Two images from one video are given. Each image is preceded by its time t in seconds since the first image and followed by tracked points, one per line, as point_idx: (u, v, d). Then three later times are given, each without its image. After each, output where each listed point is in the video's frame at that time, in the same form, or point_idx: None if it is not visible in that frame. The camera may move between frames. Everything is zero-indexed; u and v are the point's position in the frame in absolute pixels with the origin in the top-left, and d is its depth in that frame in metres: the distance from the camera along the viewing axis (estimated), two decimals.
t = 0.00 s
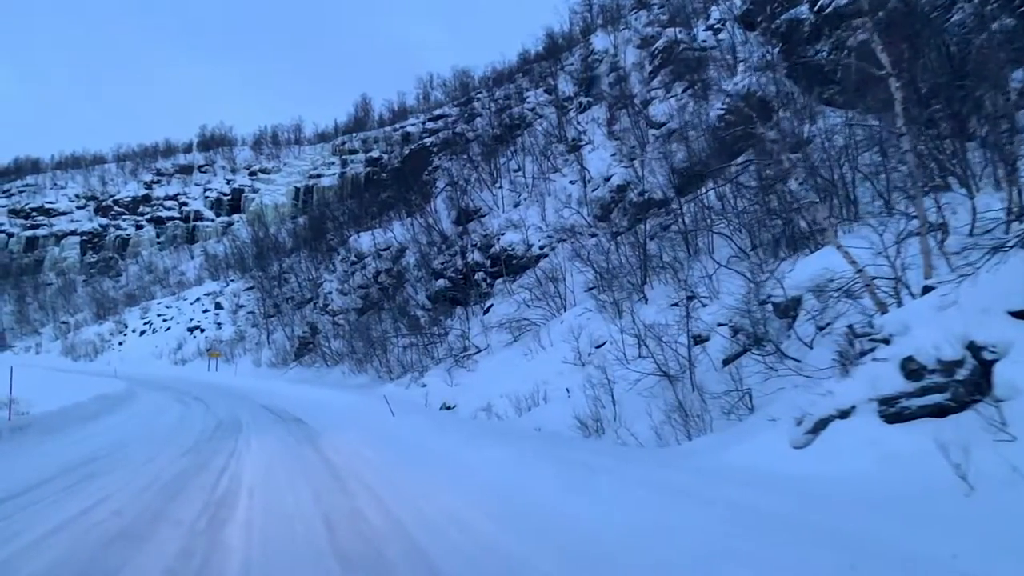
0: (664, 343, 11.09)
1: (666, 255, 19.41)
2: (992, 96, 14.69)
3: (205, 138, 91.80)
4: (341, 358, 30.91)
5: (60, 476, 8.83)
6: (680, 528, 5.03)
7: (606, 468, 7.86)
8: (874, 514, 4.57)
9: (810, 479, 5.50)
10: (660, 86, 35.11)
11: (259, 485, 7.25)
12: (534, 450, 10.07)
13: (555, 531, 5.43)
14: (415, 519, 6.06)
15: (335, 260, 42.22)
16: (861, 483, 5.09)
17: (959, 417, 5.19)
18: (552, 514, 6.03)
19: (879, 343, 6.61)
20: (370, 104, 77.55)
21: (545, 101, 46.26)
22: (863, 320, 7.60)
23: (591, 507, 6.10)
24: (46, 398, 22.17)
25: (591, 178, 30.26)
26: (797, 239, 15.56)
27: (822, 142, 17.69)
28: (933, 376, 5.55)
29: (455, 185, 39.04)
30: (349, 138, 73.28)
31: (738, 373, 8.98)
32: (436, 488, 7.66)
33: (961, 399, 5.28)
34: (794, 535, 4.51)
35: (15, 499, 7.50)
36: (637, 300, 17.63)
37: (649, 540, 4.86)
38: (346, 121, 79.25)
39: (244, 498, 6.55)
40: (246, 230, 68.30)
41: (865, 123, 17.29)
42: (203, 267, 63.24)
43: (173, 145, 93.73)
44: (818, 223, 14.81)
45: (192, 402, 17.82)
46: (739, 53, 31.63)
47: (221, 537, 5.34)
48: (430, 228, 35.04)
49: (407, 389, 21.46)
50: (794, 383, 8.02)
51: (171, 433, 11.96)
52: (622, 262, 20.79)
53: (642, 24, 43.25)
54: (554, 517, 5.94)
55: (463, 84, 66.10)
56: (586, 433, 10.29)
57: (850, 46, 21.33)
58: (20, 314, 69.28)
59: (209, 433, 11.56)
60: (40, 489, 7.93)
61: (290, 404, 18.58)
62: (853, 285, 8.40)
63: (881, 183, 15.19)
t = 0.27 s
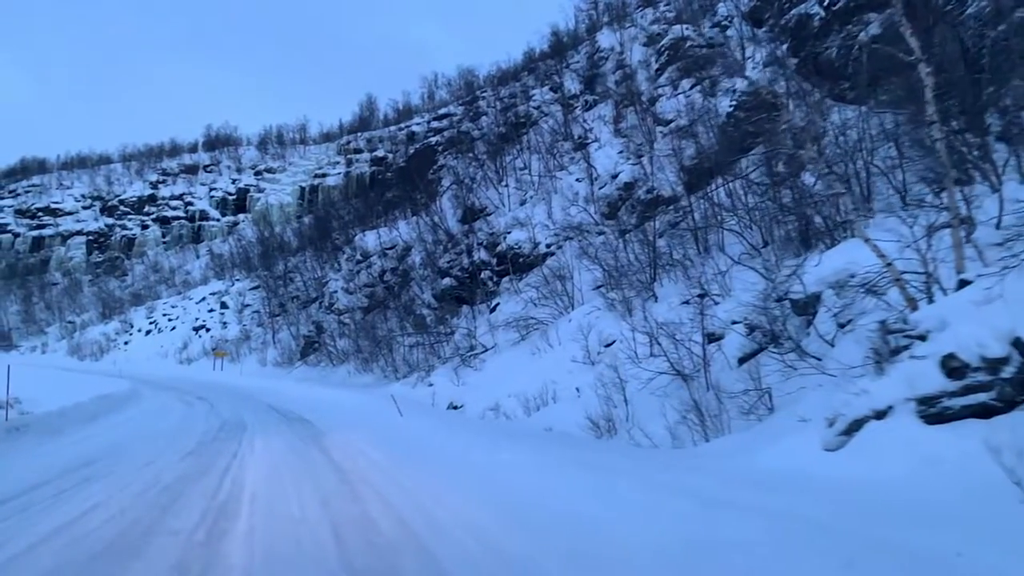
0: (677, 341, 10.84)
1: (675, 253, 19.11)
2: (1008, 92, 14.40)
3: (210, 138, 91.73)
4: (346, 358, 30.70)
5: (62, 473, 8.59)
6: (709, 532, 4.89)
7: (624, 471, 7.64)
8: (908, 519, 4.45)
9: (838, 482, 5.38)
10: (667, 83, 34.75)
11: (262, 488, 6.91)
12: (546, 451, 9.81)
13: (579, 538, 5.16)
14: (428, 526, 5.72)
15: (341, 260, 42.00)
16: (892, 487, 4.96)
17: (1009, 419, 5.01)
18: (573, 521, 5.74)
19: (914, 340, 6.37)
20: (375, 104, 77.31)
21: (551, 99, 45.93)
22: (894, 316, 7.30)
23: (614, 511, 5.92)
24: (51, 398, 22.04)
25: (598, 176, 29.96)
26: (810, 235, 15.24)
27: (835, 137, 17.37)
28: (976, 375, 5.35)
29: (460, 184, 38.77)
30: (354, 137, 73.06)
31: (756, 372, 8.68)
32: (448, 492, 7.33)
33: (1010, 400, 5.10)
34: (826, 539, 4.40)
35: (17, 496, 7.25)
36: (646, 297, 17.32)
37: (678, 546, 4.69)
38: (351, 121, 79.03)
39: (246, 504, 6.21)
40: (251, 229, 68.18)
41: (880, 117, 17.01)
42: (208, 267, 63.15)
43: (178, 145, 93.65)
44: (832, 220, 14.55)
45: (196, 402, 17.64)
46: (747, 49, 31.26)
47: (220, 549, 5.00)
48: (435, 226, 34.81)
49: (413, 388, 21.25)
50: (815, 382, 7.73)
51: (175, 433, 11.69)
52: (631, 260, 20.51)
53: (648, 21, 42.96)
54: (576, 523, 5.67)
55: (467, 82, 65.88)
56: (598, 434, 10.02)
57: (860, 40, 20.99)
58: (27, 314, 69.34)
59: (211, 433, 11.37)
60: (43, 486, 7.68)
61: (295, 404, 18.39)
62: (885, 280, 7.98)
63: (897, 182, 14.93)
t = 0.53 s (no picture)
0: (693, 339, 10.58)
1: (688, 250, 18.83)
2: None
3: (217, 136, 91.68)
4: (354, 356, 30.53)
5: (63, 473, 8.38)
6: (737, 538, 4.69)
7: (643, 473, 7.40)
8: (946, 525, 4.26)
9: (869, 486, 5.18)
10: (676, 80, 34.43)
11: (264, 495, 6.64)
12: (560, 452, 9.55)
13: (599, 547, 4.91)
14: (437, 535, 5.45)
15: (348, 258, 41.81)
16: (927, 491, 4.77)
17: None
18: (593, 528, 5.48)
19: (955, 338, 6.11)
20: (382, 102, 77.13)
21: (559, 96, 45.62)
22: (926, 311, 7.04)
23: (635, 515, 5.71)
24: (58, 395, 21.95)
25: (607, 173, 29.68)
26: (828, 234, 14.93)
27: (850, 132, 17.04)
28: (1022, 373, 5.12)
29: (468, 181, 38.53)
30: (361, 136, 72.89)
31: (778, 370, 8.41)
32: (459, 497, 7.05)
33: None
34: (861, 545, 4.21)
35: (16, 497, 7.03)
36: (657, 296, 17.03)
37: (706, 553, 4.48)
38: (358, 119, 78.86)
39: (246, 513, 5.93)
40: (258, 228, 68.10)
41: (898, 111, 16.67)
42: (215, 265, 63.12)
43: (185, 144, 93.65)
44: (848, 217, 14.27)
45: (201, 399, 17.46)
46: (758, 44, 30.91)
47: (215, 563, 4.72)
48: (443, 223, 34.58)
49: (421, 386, 21.04)
50: (840, 382, 7.47)
51: (179, 432, 11.45)
52: (642, 257, 20.24)
53: (657, 18, 42.63)
54: (595, 530, 5.42)
55: (475, 80, 65.63)
56: (611, 434, 9.76)
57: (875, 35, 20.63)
58: (34, 312, 69.44)
59: (216, 433, 11.20)
60: (42, 487, 7.46)
61: (300, 402, 18.21)
62: (917, 273, 7.50)
63: (917, 176, 14.59)
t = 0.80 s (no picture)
0: (707, 337, 10.35)
1: (698, 247, 18.56)
2: None
3: (221, 134, 91.56)
4: (359, 354, 30.34)
5: (67, 471, 8.24)
6: (780, 551, 4.45)
7: (664, 476, 7.16)
8: (997, 540, 4.09)
9: (914, 497, 4.96)
10: (684, 76, 34.13)
11: (267, 499, 6.35)
12: (574, 453, 9.30)
13: (627, 557, 4.64)
14: (448, 542, 5.16)
15: (352, 256, 41.61)
16: (980, 502, 4.55)
17: None
18: (617, 535, 5.21)
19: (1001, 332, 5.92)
20: (387, 100, 76.89)
21: (565, 93, 45.33)
22: (962, 306, 6.77)
23: (663, 521, 5.47)
24: (62, 394, 21.79)
25: (614, 170, 29.41)
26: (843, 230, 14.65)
27: (865, 128, 16.76)
28: None
29: (473, 178, 38.27)
30: (366, 134, 72.68)
31: (799, 369, 8.15)
32: (470, 501, 6.77)
33: None
34: (918, 562, 3.99)
35: (14, 498, 6.75)
36: (668, 293, 16.77)
37: (749, 567, 4.23)
38: (363, 117, 78.65)
39: (247, 519, 5.64)
40: (262, 226, 67.97)
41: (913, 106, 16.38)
42: (220, 263, 62.99)
43: (190, 142, 93.54)
44: (862, 213, 14.01)
45: (205, 398, 17.27)
46: (767, 40, 30.59)
47: (217, 569, 4.50)
48: (448, 221, 34.33)
49: (427, 385, 20.84)
50: (865, 381, 7.21)
51: (182, 431, 11.18)
52: (651, 255, 19.99)
53: (664, 15, 42.32)
54: (621, 537, 5.16)
55: (479, 78, 65.36)
56: (625, 435, 9.51)
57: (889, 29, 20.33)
58: (39, 310, 69.45)
59: (220, 432, 11.04)
60: (41, 487, 7.19)
61: (306, 401, 18.03)
62: (951, 267, 7.05)
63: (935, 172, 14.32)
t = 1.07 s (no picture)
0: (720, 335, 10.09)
1: (707, 243, 18.28)
2: None
3: (226, 133, 91.44)
4: (363, 353, 30.13)
5: (66, 471, 8.05)
6: (811, 557, 4.25)
7: (681, 476, 6.93)
8: None
9: (950, 500, 4.77)
10: (690, 73, 33.82)
11: (268, 503, 6.10)
12: (584, 453, 9.06)
13: (647, 561, 4.43)
14: (458, 548, 4.90)
15: (356, 254, 41.41)
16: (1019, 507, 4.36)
17: None
18: (637, 540, 4.96)
19: None
20: (391, 98, 76.67)
21: (571, 90, 45.04)
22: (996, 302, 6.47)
23: (686, 525, 5.23)
24: (63, 392, 21.63)
25: (620, 167, 29.14)
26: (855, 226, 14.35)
27: (878, 121, 16.46)
28: None
29: (478, 176, 38.03)
30: (370, 132, 72.49)
31: (819, 367, 7.91)
32: (480, 504, 6.52)
33: None
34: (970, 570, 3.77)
35: (6, 501, 6.50)
36: (677, 291, 16.50)
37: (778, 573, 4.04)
38: (367, 115, 78.45)
39: (246, 526, 5.38)
40: (266, 224, 67.81)
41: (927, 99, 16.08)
42: (224, 262, 62.85)
43: (194, 141, 93.47)
44: (876, 209, 13.71)
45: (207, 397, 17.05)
46: (775, 36, 30.28)
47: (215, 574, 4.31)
48: (453, 218, 34.09)
49: (432, 384, 20.61)
50: (889, 380, 6.96)
51: (181, 432, 10.91)
52: (659, 252, 19.72)
53: (670, 12, 42.03)
54: (644, 541, 4.91)
55: (484, 77, 65.10)
56: (636, 435, 9.27)
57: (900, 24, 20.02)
58: (43, 308, 69.40)
59: (221, 431, 10.84)
60: (39, 488, 7.01)
61: (309, 400, 17.81)
62: (985, 261, 6.66)
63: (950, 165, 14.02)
